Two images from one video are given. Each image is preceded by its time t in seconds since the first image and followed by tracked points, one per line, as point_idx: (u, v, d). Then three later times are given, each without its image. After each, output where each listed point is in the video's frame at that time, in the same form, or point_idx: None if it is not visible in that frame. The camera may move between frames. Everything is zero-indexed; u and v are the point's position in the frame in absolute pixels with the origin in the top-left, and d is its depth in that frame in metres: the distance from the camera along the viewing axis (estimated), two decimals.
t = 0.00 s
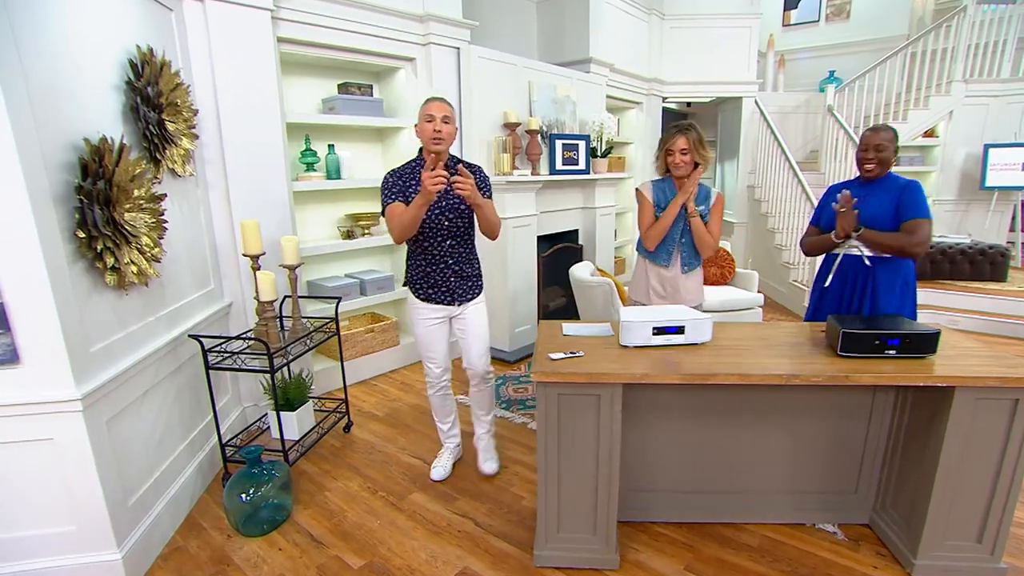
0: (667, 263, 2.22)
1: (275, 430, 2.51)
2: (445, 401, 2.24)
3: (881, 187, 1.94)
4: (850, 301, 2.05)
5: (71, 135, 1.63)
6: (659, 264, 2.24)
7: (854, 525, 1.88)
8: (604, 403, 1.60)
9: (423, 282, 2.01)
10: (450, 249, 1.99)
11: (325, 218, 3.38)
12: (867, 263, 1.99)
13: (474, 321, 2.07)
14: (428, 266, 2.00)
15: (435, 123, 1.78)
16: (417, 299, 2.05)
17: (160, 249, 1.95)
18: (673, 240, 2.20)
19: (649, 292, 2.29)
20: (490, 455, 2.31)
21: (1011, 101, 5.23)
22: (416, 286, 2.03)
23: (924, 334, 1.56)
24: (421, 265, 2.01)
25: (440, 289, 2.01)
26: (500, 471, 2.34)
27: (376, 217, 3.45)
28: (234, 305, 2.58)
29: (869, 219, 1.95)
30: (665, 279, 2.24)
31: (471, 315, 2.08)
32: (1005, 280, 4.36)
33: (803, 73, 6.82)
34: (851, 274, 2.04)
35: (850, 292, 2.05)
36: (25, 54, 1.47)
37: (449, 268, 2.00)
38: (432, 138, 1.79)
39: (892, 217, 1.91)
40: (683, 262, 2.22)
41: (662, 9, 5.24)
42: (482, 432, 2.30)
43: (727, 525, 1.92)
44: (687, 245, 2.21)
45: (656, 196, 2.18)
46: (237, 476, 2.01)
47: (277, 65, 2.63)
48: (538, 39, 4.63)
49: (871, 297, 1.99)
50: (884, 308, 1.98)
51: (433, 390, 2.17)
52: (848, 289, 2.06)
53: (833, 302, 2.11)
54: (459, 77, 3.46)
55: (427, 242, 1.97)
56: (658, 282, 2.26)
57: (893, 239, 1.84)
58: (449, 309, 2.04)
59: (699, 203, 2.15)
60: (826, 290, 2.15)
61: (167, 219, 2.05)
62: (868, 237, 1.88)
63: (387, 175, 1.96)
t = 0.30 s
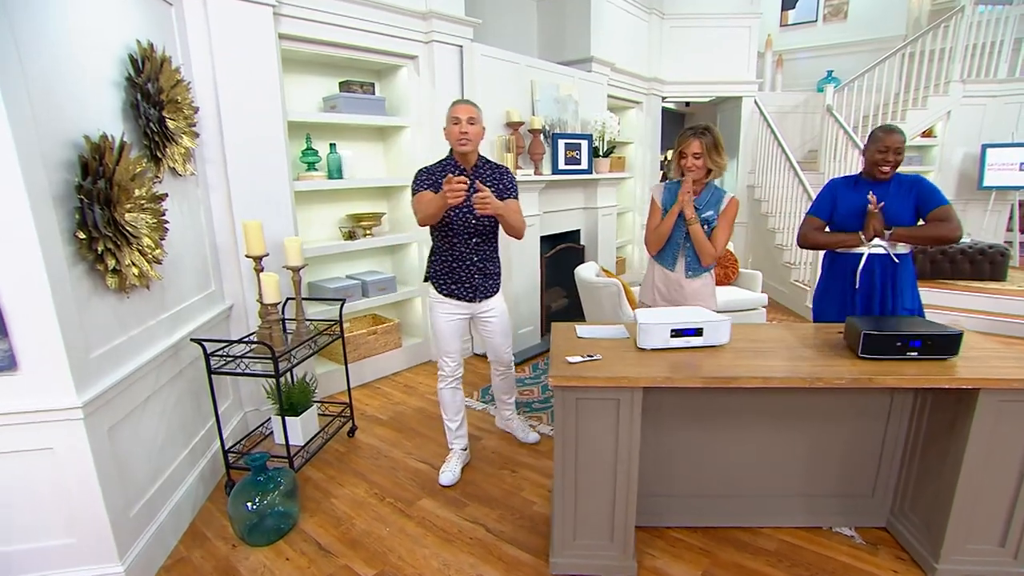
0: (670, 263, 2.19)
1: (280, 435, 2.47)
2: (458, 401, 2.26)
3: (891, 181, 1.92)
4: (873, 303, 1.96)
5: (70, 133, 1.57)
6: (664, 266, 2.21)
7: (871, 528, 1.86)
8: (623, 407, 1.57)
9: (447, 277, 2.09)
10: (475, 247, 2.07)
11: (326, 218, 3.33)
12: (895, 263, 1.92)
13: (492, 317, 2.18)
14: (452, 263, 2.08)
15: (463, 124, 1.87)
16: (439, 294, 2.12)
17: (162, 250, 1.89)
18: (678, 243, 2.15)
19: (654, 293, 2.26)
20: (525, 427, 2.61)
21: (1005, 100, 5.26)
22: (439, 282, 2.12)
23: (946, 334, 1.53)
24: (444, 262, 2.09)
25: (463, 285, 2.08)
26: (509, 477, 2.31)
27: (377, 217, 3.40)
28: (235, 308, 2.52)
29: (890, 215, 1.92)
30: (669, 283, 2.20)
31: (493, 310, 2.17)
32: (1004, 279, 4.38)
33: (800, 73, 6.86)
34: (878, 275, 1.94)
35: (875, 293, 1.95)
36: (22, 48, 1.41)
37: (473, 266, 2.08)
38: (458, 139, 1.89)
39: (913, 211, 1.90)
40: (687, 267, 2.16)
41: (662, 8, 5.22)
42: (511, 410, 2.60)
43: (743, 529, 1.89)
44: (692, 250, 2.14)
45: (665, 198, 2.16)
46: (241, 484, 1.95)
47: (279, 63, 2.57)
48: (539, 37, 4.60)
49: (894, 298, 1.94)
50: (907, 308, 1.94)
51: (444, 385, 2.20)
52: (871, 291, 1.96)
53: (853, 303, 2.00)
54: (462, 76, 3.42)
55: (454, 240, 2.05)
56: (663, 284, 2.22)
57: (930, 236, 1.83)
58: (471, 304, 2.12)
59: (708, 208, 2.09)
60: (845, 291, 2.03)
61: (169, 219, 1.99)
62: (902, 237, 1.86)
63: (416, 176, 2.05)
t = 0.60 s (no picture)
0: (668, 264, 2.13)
1: (276, 442, 2.42)
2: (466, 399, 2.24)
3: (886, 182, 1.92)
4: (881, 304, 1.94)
5: (59, 132, 1.51)
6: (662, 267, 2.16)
7: (877, 530, 1.85)
8: (633, 413, 1.54)
9: (477, 275, 2.11)
10: (505, 246, 2.12)
11: (320, 219, 3.28)
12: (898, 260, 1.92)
13: (515, 311, 2.24)
14: (483, 263, 2.10)
15: (498, 130, 1.93)
16: (467, 290, 2.13)
17: (155, 254, 1.83)
18: (673, 244, 2.10)
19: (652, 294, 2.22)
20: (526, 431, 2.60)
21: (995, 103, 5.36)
22: (466, 279, 2.12)
23: (958, 337, 1.51)
24: (473, 261, 2.11)
25: (494, 282, 2.12)
26: (512, 483, 2.28)
27: (372, 219, 3.34)
28: (229, 313, 2.46)
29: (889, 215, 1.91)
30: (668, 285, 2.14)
31: (515, 307, 2.23)
32: (994, 279, 4.45)
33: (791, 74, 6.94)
34: (884, 274, 1.91)
35: (880, 293, 1.93)
36: (9, 44, 1.34)
37: (503, 264, 2.12)
38: (495, 144, 1.95)
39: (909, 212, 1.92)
40: (682, 268, 2.10)
41: (655, 9, 5.22)
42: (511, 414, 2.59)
43: (751, 533, 1.87)
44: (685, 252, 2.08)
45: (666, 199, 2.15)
46: (238, 494, 1.89)
47: (273, 61, 2.52)
48: (534, 36, 4.57)
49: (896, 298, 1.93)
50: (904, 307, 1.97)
51: (459, 383, 2.21)
52: (875, 291, 1.94)
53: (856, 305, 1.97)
54: (458, 75, 3.38)
55: (486, 240, 2.09)
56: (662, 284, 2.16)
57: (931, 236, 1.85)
58: (498, 300, 2.16)
59: (705, 209, 2.02)
60: (849, 291, 1.98)
61: (161, 223, 1.93)
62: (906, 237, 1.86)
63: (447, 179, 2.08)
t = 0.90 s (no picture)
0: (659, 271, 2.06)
1: (265, 450, 2.36)
2: (499, 395, 2.28)
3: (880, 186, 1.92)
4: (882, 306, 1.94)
5: (35, 131, 1.43)
6: (652, 274, 2.08)
7: (875, 530, 1.86)
8: (635, 418, 1.52)
9: (494, 272, 2.14)
10: (516, 241, 2.17)
11: (307, 221, 3.20)
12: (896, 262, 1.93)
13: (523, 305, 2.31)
14: (497, 261, 2.14)
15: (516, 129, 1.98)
16: (485, 288, 2.15)
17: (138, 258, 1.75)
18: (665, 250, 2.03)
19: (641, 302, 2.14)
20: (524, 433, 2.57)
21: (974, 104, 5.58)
22: (483, 279, 2.14)
23: (955, 337, 1.51)
24: (488, 259, 2.14)
25: (510, 278, 2.17)
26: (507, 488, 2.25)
27: (360, 221, 3.27)
28: (214, 318, 2.39)
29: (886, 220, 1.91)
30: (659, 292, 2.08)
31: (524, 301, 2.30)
32: (975, 276, 4.53)
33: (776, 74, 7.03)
34: (883, 277, 1.91)
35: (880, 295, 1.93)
36: None
37: (516, 259, 2.18)
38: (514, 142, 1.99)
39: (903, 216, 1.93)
40: (676, 273, 2.04)
41: (642, 9, 5.22)
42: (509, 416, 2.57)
43: (750, 536, 1.87)
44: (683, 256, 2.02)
45: (646, 204, 2.05)
46: (227, 506, 1.83)
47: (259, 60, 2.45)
48: (522, 36, 4.54)
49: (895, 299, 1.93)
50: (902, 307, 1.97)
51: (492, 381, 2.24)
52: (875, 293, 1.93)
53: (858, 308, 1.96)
54: (447, 74, 3.33)
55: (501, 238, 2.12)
56: (654, 291, 2.09)
57: (926, 240, 1.88)
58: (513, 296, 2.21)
59: (693, 209, 1.98)
60: (851, 294, 1.97)
61: (144, 226, 1.86)
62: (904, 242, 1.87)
63: (461, 180, 2.06)
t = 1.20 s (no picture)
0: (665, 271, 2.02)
1: (250, 458, 2.29)
2: (504, 397, 2.33)
3: (882, 180, 1.93)
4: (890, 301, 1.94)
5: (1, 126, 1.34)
6: (655, 277, 2.02)
7: (870, 528, 1.86)
8: (634, 420, 1.49)
9: (506, 272, 2.14)
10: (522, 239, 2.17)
11: (290, 221, 3.12)
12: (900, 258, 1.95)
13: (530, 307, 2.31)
14: (506, 261, 2.13)
15: (524, 126, 2.03)
16: (499, 291, 2.14)
17: (114, 260, 1.67)
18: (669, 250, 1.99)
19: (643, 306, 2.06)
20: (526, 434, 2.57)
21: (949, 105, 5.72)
22: (496, 280, 2.13)
23: (950, 334, 1.51)
24: (497, 260, 2.12)
25: (520, 275, 2.18)
26: (501, 493, 2.21)
27: (346, 221, 3.20)
28: (194, 322, 2.31)
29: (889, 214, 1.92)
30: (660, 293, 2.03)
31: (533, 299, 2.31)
32: (954, 273, 4.63)
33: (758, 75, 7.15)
34: (891, 273, 1.92)
35: (888, 291, 1.94)
36: None
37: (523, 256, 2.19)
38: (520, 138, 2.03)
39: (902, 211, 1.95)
40: (681, 270, 2.04)
41: (626, 8, 5.23)
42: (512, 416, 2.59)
43: (748, 537, 1.85)
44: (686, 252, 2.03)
45: (638, 208, 1.96)
46: (210, 518, 1.76)
47: (240, 56, 2.38)
48: (507, 34, 4.51)
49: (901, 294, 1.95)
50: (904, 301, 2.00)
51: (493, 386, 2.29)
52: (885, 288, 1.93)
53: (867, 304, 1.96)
54: (432, 72, 3.29)
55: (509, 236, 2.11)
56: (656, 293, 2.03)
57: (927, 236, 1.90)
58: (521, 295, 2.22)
59: (686, 204, 1.99)
60: (862, 291, 1.96)
61: (120, 227, 1.77)
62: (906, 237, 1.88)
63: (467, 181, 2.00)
